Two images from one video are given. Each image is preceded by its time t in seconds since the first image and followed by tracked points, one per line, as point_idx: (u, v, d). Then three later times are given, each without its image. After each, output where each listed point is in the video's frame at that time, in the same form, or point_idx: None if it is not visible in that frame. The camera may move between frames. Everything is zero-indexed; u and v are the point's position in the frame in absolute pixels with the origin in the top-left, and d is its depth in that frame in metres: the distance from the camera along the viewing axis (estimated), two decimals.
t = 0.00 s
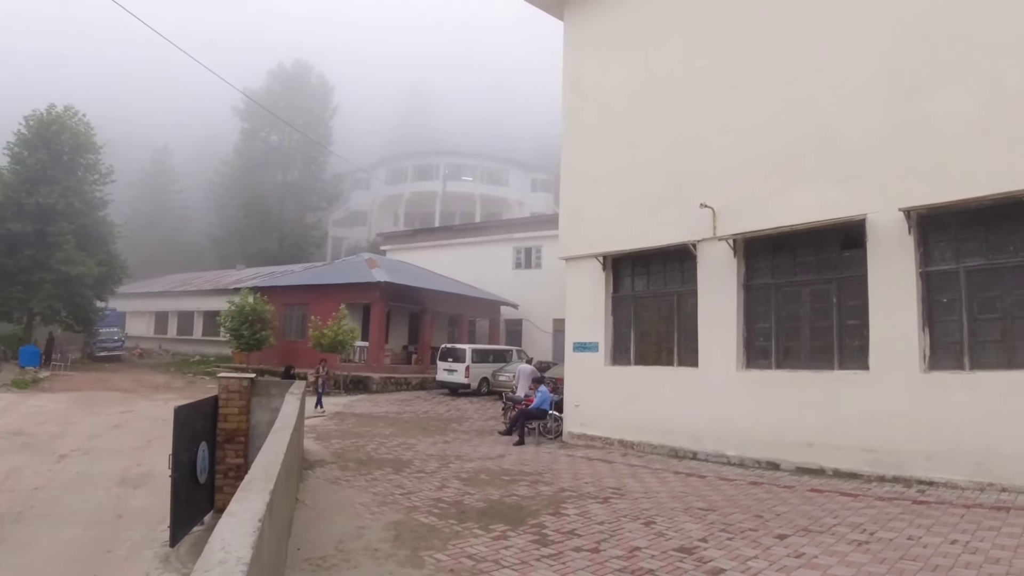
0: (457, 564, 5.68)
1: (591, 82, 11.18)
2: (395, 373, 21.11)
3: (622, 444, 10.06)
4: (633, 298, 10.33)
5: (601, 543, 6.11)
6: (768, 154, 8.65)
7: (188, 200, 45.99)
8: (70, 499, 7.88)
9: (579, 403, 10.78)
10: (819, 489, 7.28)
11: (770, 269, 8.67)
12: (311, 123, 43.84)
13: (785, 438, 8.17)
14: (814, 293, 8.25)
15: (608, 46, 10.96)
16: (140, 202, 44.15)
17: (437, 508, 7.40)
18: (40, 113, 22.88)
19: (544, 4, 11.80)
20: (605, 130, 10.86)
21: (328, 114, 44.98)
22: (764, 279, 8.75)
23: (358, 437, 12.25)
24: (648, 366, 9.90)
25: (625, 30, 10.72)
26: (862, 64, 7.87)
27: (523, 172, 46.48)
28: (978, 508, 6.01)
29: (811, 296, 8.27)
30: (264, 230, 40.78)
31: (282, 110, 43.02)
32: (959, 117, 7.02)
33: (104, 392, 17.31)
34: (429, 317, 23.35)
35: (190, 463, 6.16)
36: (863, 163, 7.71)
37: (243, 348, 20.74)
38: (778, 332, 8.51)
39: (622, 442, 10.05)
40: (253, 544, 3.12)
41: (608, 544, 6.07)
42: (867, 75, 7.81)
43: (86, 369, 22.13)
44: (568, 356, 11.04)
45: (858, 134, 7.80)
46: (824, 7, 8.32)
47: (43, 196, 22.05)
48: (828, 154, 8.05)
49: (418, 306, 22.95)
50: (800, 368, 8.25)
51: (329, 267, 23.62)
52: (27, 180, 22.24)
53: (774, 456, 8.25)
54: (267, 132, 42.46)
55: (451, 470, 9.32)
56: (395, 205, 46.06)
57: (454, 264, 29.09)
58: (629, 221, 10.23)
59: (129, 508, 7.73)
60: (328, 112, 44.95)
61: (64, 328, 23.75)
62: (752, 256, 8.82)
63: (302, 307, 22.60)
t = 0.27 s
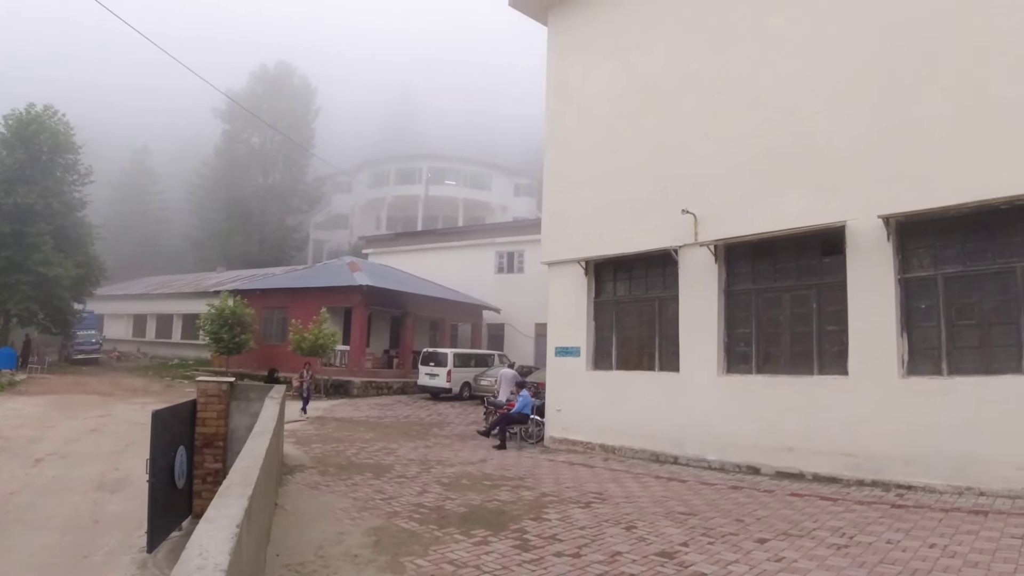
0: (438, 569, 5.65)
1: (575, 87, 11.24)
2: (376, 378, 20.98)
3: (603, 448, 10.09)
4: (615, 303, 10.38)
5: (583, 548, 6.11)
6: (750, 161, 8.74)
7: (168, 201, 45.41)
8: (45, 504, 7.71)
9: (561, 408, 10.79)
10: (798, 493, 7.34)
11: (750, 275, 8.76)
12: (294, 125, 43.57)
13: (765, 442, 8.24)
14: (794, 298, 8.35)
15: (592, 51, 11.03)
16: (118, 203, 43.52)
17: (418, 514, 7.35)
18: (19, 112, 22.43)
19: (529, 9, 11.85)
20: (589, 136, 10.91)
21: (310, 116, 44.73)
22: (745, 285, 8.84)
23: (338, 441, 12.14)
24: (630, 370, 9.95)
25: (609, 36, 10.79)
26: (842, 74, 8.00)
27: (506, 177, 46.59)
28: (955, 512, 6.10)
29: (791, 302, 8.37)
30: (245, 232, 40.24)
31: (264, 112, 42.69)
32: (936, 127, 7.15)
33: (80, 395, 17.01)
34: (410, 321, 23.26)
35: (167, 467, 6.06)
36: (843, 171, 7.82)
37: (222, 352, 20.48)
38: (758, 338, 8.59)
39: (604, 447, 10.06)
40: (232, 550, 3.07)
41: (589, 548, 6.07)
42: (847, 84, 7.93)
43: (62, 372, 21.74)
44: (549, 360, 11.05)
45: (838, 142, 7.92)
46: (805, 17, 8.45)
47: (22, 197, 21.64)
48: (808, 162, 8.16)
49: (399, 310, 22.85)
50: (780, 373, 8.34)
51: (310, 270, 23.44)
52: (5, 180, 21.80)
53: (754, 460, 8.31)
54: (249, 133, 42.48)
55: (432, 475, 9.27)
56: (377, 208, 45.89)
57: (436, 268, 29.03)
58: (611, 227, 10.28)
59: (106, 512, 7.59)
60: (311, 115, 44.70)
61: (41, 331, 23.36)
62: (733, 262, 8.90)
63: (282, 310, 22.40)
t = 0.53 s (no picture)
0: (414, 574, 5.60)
1: (553, 91, 11.28)
2: (352, 381, 20.80)
3: (580, 451, 10.10)
4: (592, 306, 10.41)
5: (560, 551, 6.10)
6: (726, 166, 8.84)
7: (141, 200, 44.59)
8: (13, 508, 7.50)
9: (538, 411, 10.79)
10: (773, 495, 7.43)
11: (726, 280, 8.85)
12: (270, 125, 43.04)
13: (740, 445, 8.32)
14: (769, 303, 8.45)
15: (571, 56, 11.08)
16: (91, 202, 42.65)
17: (394, 518, 7.28)
18: None
19: (509, 12, 11.86)
20: (568, 139, 10.95)
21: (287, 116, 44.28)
22: (720, 289, 8.93)
23: (314, 445, 12.01)
24: (606, 374, 9.99)
25: (588, 41, 10.85)
26: (816, 82, 8.13)
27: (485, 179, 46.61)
28: (926, 514, 6.21)
29: (766, 306, 8.47)
30: (220, 233, 39.60)
31: (240, 111, 42.13)
32: (908, 135, 7.30)
33: (50, 397, 16.61)
34: (387, 323, 23.10)
35: (139, 471, 5.93)
36: (817, 177, 7.94)
37: (196, 354, 20.14)
38: (733, 341, 8.68)
39: (580, 450, 10.08)
40: (203, 556, 3.00)
41: (566, 552, 6.07)
42: (822, 92, 8.06)
43: (30, 373, 21.21)
44: (527, 363, 11.05)
45: (812, 149, 8.04)
46: (780, 26, 8.58)
47: None
48: (784, 168, 8.27)
49: (376, 312, 22.69)
50: (755, 377, 8.43)
51: (286, 271, 23.17)
52: None
53: (729, 463, 8.39)
54: (224, 133, 41.85)
55: (409, 479, 9.20)
56: (355, 210, 45.61)
57: (413, 270, 28.89)
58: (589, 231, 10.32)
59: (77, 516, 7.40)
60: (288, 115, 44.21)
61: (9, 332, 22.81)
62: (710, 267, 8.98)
63: (257, 312, 22.10)
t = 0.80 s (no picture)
0: None
1: (531, 92, 11.30)
2: (327, 382, 20.58)
3: (555, 453, 10.11)
4: (568, 308, 10.44)
5: (534, 553, 6.10)
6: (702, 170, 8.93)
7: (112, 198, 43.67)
8: None
9: (513, 412, 10.77)
10: (746, 496, 7.51)
11: (701, 282, 8.93)
12: (246, 123, 42.44)
13: (714, 446, 8.40)
14: (742, 306, 8.54)
15: (549, 58, 11.11)
16: (60, 199, 41.67)
17: (368, 520, 7.21)
18: None
19: (487, 14, 11.85)
20: (545, 141, 10.96)
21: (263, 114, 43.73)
22: (695, 292, 9.01)
23: (288, 446, 11.85)
24: (582, 375, 10.02)
25: (566, 43, 10.89)
26: (791, 88, 8.25)
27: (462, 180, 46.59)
28: (896, 514, 6.32)
29: (740, 308, 8.56)
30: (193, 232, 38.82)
31: (215, 108, 41.50)
32: (879, 142, 7.45)
33: (17, 398, 16.17)
34: (363, 325, 22.91)
35: (110, 473, 5.79)
36: (791, 182, 8.06)
37: (168, 355, 19.76)
38: (707, 344, 8.76)
39: (556, 451, 10.09)
40: (173, 559, 2.94)
41: (541, 553, 6.06)
42: (796, 98, 8.19)
43: None
44: (502, 365, 11.04)
45: (786, 154, 8.16)
46: (755, 32, 8.69)
47: None
48: (758, 172, 8.37)
49: (351, 313, 22.49)
50: (728, 379, 8.52)
51: (260, 271, 22.85)
52: None
53: (703, 464, 8.46)
54: (199, 130, 41.07)
55: (383, 481, 9.12)
56: (330, 210, 45.29)
57: (389, 271, 28.72)
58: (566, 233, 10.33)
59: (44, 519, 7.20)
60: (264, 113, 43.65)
61: None
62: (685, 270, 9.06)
63: (230, 313, 21.76)
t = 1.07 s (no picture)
0: None
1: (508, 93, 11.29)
2: (300, 383, 20.33)
3: (530, 454, 10.11)
4: (544, 309, 10.45)
5: (509, 554, 6.08)
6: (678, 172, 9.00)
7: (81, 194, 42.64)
8: None
9: (488, 413, 10.75)
10: (720, 497, 7.58)
11: (675, 284, 9.00)
12: (219, 120, 41.69)
13: (688, 447, 8.46)
14: (717, 308, 8.63)
15: (527, 59, 11.10)
16: (27, 194, 40.59)
17: (341, 522, 7.13)
18: None
19: (465, 14, 11.81)
20: (522, 142, 10.96)
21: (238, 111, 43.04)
22: (669, 294, 9.08)
23: (260, 448, 11.67)
24: (557, 376, 10.04)
25: (544, 44, 10.89)
26: (765, 93, 8.36)
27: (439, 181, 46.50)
28: (868, 514, 6.43)
29: (713, 310, 8.65)
30: (165, 230, 38.09)
31: (188, 105, 40.68)
32: (851, 148, 7.58)
33: None
34: (337, 325, 22.68)
35: (79, 475, 5.63)
36: (765, 186, 8.17)
37: (138, 355, 19.35)
38: (682, 345, 8.83)
39: (531, 452, 10.08)
40: (142, 563, 2.87)
41: (515, 555, 6.05)
42: (770, 103, 8.30)
43: None
44: (478, 366, 11.01)
45: (760, 158, 8.26)
46: (730, 37, 8.79)
47: None
48: (733, 176, 8.47)
49: (326, 313, 22.26)
50: (702, 380, 8.59)
51: (232, 270, 22.48)
52: None
53: (677, 465, 8.53)
54: (172, 128, 39.90)
55: (357, 483, 9.03)
56: (305, 209, 44.95)
57: (364, 271, 28.47)
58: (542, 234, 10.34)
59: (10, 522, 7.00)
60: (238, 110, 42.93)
61: None
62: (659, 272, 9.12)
63: (202, 312, 21.38)
